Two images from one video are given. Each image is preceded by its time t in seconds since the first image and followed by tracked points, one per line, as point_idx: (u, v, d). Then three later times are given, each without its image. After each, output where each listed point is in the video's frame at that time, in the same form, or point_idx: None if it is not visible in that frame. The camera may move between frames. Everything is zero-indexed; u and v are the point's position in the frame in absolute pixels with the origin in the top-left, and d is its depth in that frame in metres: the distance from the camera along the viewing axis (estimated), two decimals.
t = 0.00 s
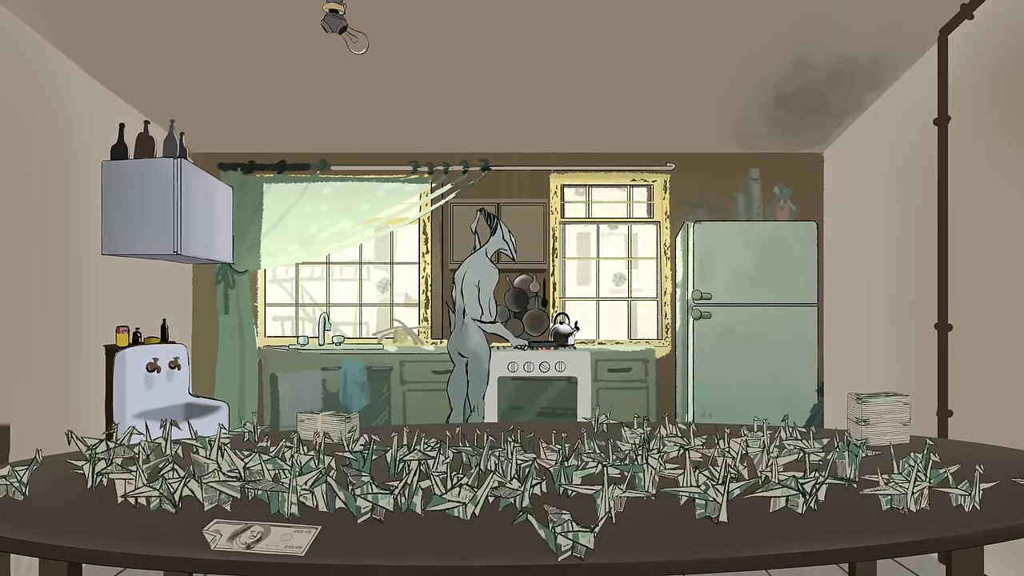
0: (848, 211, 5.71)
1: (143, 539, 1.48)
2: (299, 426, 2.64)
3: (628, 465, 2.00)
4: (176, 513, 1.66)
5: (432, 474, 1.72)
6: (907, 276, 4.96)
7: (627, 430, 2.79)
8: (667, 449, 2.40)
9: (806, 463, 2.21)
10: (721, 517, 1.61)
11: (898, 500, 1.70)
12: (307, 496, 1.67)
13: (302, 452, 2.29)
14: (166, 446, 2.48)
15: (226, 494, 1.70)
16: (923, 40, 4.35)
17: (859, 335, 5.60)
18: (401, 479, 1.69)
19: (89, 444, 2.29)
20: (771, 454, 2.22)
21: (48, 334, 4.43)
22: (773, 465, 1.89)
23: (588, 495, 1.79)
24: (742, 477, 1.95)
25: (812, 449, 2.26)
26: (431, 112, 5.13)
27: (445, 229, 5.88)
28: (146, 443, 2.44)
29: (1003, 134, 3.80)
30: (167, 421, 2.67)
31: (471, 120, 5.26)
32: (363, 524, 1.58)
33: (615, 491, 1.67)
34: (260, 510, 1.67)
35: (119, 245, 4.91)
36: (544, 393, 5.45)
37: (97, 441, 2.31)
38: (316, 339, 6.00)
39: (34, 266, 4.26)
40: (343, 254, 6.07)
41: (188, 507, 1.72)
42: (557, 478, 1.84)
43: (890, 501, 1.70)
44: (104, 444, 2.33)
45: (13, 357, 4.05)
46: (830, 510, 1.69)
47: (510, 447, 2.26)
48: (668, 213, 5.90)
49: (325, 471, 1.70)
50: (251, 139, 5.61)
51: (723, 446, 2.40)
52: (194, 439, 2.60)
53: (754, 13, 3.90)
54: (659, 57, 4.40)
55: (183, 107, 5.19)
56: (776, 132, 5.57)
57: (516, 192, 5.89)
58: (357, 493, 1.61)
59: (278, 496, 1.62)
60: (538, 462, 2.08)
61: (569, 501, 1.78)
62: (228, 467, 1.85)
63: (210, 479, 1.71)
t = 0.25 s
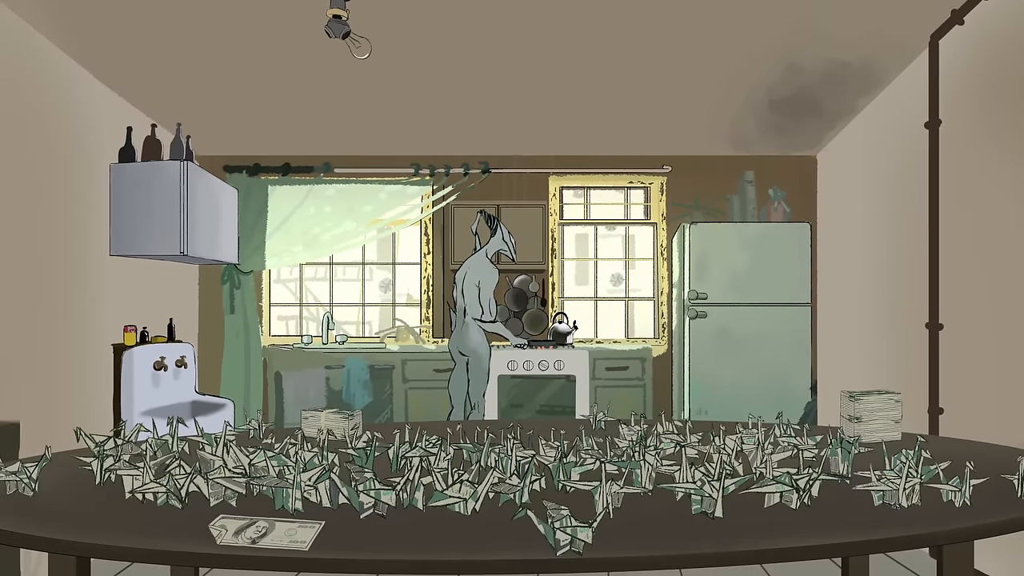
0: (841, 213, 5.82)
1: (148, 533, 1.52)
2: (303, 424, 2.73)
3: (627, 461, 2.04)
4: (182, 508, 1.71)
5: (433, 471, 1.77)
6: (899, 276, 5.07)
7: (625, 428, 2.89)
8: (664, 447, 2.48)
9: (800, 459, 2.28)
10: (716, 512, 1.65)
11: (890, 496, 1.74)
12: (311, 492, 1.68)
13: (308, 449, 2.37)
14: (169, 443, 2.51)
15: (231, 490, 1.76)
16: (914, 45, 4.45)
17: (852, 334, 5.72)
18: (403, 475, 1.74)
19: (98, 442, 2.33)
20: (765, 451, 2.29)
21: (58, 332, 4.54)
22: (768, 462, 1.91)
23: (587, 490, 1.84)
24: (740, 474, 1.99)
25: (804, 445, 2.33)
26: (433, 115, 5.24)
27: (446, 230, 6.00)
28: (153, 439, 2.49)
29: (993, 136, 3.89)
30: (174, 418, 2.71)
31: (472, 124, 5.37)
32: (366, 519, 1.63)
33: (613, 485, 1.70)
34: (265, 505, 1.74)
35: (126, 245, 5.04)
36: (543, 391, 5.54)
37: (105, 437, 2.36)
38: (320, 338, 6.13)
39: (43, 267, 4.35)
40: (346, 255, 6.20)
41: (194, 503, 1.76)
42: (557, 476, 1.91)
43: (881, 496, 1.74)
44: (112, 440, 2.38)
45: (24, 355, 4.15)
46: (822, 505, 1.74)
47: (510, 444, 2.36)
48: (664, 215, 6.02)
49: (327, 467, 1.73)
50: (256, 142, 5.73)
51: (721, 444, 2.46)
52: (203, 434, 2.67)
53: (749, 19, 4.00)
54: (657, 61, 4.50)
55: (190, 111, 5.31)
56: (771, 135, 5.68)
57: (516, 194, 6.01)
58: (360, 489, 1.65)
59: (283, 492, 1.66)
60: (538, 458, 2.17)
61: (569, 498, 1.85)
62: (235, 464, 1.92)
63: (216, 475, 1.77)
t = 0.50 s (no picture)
0: (833, 215, 5.96)
1: (157, 528, 1.56)
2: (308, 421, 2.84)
3: (624, 457, 2.12)
4: (189, 503, 1.75)
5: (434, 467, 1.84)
6: (890, 276, 5.19)
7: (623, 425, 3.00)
8: (661, 443, 2.56)
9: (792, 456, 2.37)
10: (711, 507, 1.70)
11: (882, 492, 1.79)
12: (315, 488, 1.74)
13: (312, 447, 2.39)
14: (176, 439, 2.64)
15: (237, 486, 1.78)
16: (906, 50, 4.55)
17: (844, 333, 5.85)
18: (405, 471, 1.81)
19: (106, 438, 2.42)
20: (761, 447, 2.37)
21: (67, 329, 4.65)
22: (762, 458, 2.06)
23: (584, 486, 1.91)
24: (734, 470, 2.06)
25: (798, 442, 2.43)
26: (434, 119, 5.37)
27: (447, 232, 6.14)
28: (159, 436, 2.59)
29: (982, 139, 4.02)
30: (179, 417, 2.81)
31: (473, 127, 5.50)
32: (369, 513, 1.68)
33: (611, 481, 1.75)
34: (270, 499, 1.77)
35: (135, 246, 5.15)
36: (542, 388, 5.69)
37: (114, 434, 2.45)
38: (324, 337, 6.28)
39: (54, 267, 4.47)
40: (349, 256, 6.35)
41: (200, 498, 1.81)
42: (554, 472, 1.98)
43: (873, 492, 1.80)
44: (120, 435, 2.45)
45: (36, 351, 4.26)
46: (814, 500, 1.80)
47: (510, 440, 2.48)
48: (660, 216, 6.16)
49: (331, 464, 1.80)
50: (261, 145, 5.86)
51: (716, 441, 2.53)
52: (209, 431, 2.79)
53: (743, 26, 4.12)
54: (653, 66, 4.62)
55: (197, 115, 5.43)
56: (765, 139, 5.81)
57: (515, 196, 6.15)
58: (363, 486, 1.73)
59: (287, 487, 1.72)
60: (538, 454, 2.27)
61: (567, 493, 1.91)
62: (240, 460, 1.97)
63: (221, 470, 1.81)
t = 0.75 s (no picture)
0: (826, 216, 6.08)
1: (164, 524, 1.63)
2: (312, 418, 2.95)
3: (621, 455, 2.23)
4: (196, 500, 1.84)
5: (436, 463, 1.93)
6: (882, 277, 5.31)
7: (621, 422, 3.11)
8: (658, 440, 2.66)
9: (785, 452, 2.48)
10: (708, 503, 1.77)
11: (874, 488, 1.87)
12: (320, 485, 1.86)
13: (314, 442, 2.50)
14: (183, 436, 2.76)
15: (242, 482, 1.86)
16: (898, 55, 4.66)
17: (837, 333, 5.98)
18: (407, 468, 1.90)
19: (114, 435, 2.52)
20: (756, 445, 2.46)
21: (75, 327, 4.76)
22: (758, 455, 2.12)
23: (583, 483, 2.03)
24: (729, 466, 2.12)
25: (793, 441, 2.53)
26: (436, 122, 5.49)
27: (448, 232, 6.27)
28: (166, 433, 2.69)
29: (972, 144, 4.13)
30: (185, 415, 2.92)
31: (473, 130, 5.63)
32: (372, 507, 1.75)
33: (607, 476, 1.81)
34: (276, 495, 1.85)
35: (142, 247, 5.27)
36: (541, 387, 5.81)
37: (121, 431, 2.56)
38: (327, 335, 6.42)
39: (63, 267, 4.58)
40: (352, 257, 6.48)
41: (206, 494, 1.89)
42: (554, 467, 2.06)
43: (865, 488, 1.87)
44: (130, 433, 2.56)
45: (44, 349, 4.37)
46: (807, 495, 1.88)
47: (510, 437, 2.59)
48: (657, 218, 6.28)
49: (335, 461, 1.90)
50: (266, 147, 5.98)
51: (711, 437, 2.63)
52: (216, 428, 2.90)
53: (739, 31, 4.23)
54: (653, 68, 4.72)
55: (204, 118, 5.56)
56: (760, 142, 5.94)
57: (515, 198, 6.28)
58: (365, 481, 1.79)
59: (292, 483, 1.79)
60: (537, 451, 2.38)
61: (564, 489, 2.02)
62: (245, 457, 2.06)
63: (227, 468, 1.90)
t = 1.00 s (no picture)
0: (821, 217, 6.18)
1: (170, 520, 1.71)
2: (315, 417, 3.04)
3: (619, 451, 2.32)
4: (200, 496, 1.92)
5: (436, 461, 2.02)
6: (876, 278, 5.40)
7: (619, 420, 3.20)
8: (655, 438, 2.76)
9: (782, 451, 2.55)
10: (704, 499, 1.86)
11: (868, 485, 1.95)
12: (322, 481, 1.93)
13: (316, 440, 2.60)
14: (188, 434, 2.86)
15: (246, 479, 1.95)
16: (891, 59, 4.76)
17: (832, 332, 6.08)
18: (409, 465, 1.98)
19: (120, 433, 2.61)
20: (752, 442, 2.54)
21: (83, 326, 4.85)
22: (752, 453, 2.18)
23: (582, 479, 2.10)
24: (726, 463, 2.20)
25: (789, 437, 2.60)
26: (438, 125, 5.59)
27: (449, 233, 6.37)
28: (172, 431, 2.78)
29: (965, 147, 4.21)
30: (191, 413, 3.01)
31: (474, 133, 5.73)
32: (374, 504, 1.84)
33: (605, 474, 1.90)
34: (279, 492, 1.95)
35: (147, 248, 5.35)
36: (541, 385, 5.90)
37: (127, 429, 2.64)
38: (330, 335, 6.52)
39: (71, 267, 4.68)
40: (355, 258, 6.58)
41: (211, 491, 1.97)
42: (552, 464, 2.14)
43: (860, 485, 1.96)
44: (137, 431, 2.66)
45: (53, 346, 4.46)
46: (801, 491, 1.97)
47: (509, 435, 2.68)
48: (655, 219, 6.39)
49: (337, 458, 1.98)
50: (270, 150, 6.08)
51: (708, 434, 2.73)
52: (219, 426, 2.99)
53: (734, 35, 4.32)
54: (650, 72, 4.81)
55: (209, 121, 5.66)
56: (756, 144, 6.04)
57: (515, 199, 6.38)
58: (368, 478, 1.87)
59: (295, 480, 1.88)
60: (536, 449, 2.47)
61: (564, 486, 2.09)
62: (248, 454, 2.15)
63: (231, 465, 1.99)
